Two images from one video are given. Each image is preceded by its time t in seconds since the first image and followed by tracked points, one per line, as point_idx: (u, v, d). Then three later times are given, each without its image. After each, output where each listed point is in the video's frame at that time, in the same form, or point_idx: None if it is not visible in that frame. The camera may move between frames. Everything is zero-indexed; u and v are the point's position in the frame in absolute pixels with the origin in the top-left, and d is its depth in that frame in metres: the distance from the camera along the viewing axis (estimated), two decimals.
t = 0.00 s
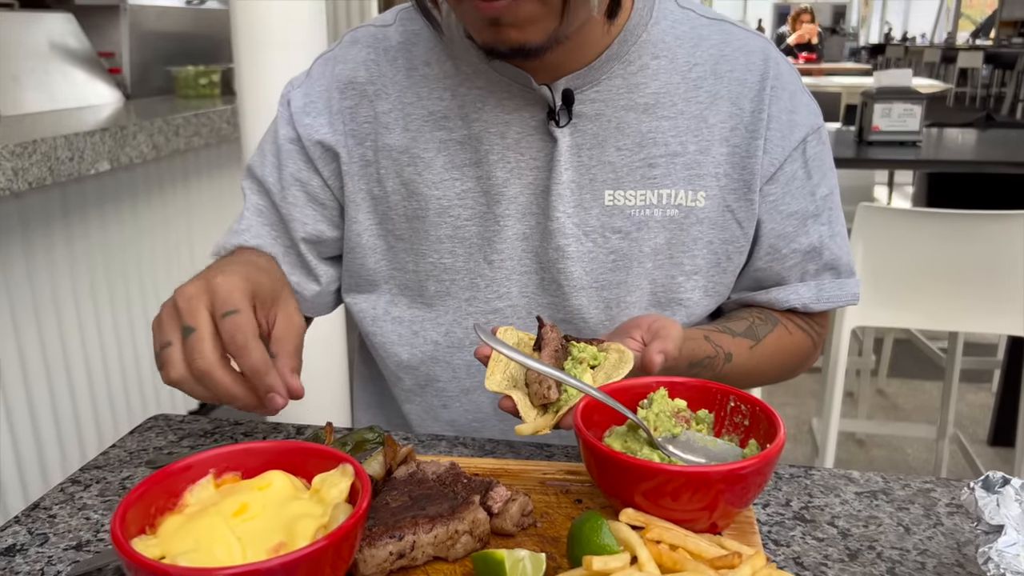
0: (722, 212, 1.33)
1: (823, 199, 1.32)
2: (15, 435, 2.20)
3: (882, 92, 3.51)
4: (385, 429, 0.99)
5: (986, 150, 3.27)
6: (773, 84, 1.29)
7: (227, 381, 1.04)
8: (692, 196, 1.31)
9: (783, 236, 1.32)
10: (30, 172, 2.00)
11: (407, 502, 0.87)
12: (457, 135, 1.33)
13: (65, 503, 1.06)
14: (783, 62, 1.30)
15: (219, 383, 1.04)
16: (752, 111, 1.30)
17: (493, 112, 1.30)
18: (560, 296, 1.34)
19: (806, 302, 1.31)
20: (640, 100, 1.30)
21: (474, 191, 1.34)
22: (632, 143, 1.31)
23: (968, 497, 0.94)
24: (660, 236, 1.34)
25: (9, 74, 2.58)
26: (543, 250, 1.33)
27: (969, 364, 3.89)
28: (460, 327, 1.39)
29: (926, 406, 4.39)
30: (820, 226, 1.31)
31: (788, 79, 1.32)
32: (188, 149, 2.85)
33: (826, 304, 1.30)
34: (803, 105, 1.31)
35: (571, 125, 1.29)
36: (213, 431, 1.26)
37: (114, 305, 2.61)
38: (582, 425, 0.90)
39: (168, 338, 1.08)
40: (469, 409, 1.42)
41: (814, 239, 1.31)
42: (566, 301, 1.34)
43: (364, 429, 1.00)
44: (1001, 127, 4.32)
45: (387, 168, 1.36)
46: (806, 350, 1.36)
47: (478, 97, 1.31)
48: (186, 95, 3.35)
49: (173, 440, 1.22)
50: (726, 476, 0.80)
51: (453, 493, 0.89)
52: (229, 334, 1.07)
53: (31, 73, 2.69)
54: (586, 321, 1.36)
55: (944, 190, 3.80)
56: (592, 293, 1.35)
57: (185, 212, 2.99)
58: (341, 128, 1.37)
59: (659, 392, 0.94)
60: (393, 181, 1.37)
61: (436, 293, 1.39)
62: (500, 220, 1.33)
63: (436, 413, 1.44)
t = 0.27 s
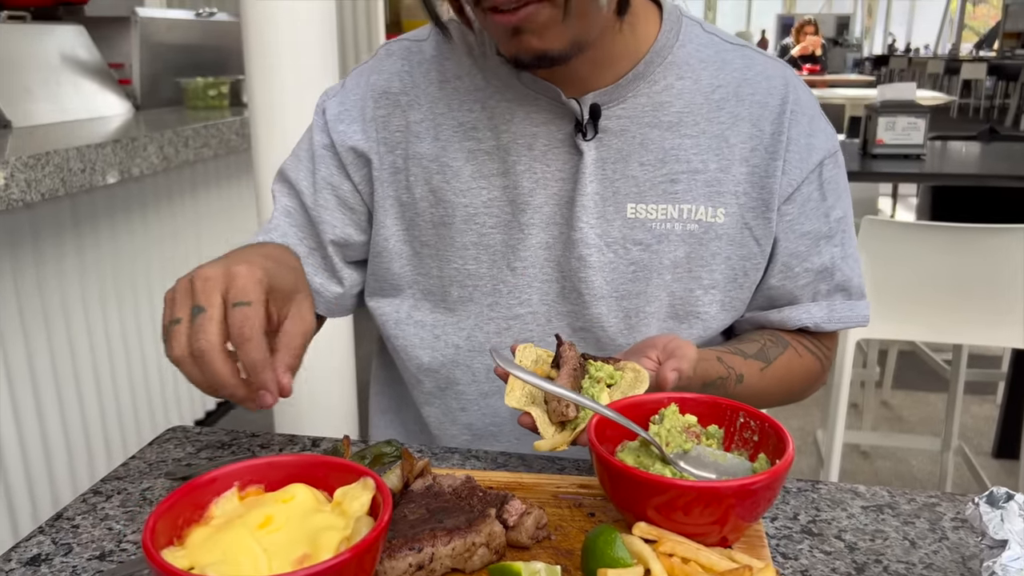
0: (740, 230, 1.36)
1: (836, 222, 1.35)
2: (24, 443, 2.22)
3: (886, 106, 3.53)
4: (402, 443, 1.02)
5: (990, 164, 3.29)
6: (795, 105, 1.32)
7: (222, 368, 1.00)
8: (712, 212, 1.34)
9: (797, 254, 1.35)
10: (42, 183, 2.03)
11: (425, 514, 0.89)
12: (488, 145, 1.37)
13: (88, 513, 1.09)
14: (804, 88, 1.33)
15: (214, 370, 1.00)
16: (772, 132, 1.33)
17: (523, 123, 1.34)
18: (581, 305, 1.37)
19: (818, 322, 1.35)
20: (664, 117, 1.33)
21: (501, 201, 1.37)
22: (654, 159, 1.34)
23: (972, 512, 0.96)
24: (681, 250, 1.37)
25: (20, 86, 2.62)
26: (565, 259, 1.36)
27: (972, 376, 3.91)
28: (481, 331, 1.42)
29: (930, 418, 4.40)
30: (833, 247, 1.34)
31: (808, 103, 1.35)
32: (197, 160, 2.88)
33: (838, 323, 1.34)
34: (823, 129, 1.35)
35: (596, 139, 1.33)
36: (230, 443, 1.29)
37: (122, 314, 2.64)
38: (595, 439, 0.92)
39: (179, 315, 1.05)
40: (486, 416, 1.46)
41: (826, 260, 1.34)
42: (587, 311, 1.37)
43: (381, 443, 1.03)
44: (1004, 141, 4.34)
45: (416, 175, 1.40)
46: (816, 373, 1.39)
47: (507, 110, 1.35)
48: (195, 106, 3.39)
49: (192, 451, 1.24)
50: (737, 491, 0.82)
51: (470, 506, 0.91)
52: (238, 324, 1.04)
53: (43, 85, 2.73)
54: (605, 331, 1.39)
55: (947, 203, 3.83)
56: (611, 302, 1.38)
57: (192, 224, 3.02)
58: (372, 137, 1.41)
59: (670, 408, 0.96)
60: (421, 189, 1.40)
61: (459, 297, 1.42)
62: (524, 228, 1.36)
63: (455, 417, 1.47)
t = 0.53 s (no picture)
0: (760, 242, 1.54)
1: (852, 241, 1.52)
2: (34, 448, 2.25)
3: (890, 115, 3.56)
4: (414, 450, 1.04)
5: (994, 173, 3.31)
6: (816, 128, 1.51)
7: (171, 484, 1.06)
8: (733, 224, 1.52)
9: (813, 270, 1.53)
10: (53, 191, 2.06)
11: (436, 519, 0.91)
12: (518, 148, 1.57)
13: (105, 518, 1.11)
14: (825, 112, 1.52)
15: (163, 485, 1.06)
16: (794, 151, 1.51)
17: (554, 130, 1.54)
18: (601, 306, 1.56)
19: (832, 337, 1.51)
20: (691, 132, 1.53)
21: (529, 202, 1.57)
22: (679, 169, 1.53)
23: (971, 519, 0.98)
24: (700, 258, 1.55)
25: (32, 93, 2.66)
26: (588, 261, 1.55)
27: (977, 384, 3.92)
28: (503, 326, 1.60)
29: (935, 426, 4.40)
30: (849, 265, 1.52)
31: (829, 128, 1.54)
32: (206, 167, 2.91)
33: (852, 340, 1.50)
34: (842, 155, 1.53)
35: (623, 148, 1.52)
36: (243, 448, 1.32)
37: (131, 320, 2.67)
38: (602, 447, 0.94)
39: (129, 426, 1.10)
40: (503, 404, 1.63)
41: (842, 276, 1.51)
42: (607, 312, 1.55)
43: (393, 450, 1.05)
44: (1009, 150, 4.36)
45: (448, 175, 1.59)
46: (822, 392, 1.54)
47: (540, 119, 1.55)
48: (204, 114, 3.43)
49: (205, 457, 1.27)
50: (740, 499, 0.84)
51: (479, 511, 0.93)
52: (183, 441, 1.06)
53: (53, 93, 2.77)
54: (623, 334, 1.57)
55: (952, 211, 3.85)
56: (631, 304, 1.56)
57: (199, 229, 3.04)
58: (404, 140, 1.61)
59: (676, 417, 0.98)
60: (452, 189, 1.59)
61: (483, 293, 1.61)
62: (552, 230, 1.56)
63: (472, 409, 1.66)
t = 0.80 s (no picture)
0: (775, 241, 1.53)
1: (867, 244, 1.51)
2: (41, 448, 2.25)
3: (898, 115, 3.55)
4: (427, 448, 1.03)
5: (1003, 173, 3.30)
6: (834, 128, 1.50)
7: (207, 307, 1.09)
8: (748, 222, 1.52)
9: (827, 271, 1.52)
10: (61, 191, 2.06)
11: (451, 517, 0.90)
12: (535, 141, 1.57)
13: (116, 516, 1.11)
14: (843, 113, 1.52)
15: (199, 313, 1.09)
16: (812, 150, 1.50)
17: (573, 121, 1.55)
18: (614, 300, 1.55)
19: (845, 339, 1.48)
20: (708, 127, 1.52)
21: (544, 194, 1.57)
22: (696, 166, 1.52)
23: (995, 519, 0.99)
24: (714, 255, 1.53)
25: (40, 94, 2.66)
26: (602, 254, 1.54)
27: (985, 385, 3.90)
28: (514, 317, 1.59)
29: (942, 427, 4.39)
30: (863, 268, 1.51)
31: (847, 129, 1.53)
32: (212, 167, 2.91)
33: (865, 343, 1.48)
34: (860, 156, 1.52)
35: (641, 141, 1.52)
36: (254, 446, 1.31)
37: (137, 319, 2.66)
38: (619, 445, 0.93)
39: (171, 267, 1.15)
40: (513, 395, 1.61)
41: (856, 279, 1.50)
42: (620, 306, 1.54)
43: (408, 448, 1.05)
44: (1017, 150, 4.35)
45: (466, 165, 1.60)
46: (834, 394, 1.52)
47: (560, 109, 1.56)
48: (210, 115, 3.43)
49: (216, 455, 1.26)
50: (760, 496, 0.83)
51: (495, 509, 0.92)
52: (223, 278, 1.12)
53: (60, 93, 2.77)
54: (635, 328, 1.56)
55: (960, 212, 3.83)
56: (644, 298, 1.55)
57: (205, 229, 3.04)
58: (425, 130, 1.62)
59: (692, 415, 0.97)
60: (469, 179, 1.60)
61: (497, 283, 1.60)
62: (566, 221, 1.55)
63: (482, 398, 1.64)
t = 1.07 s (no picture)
0: (803, 234, 1.46)
1: (899, 237, 1.43)
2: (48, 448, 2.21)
3: (913, 107, 3.48)
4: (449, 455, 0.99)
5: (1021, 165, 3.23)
6: (864, 117, 1.44)
7: (190, 271, 1.10)
8: (775, 215, 1.45)
9: (857, 265, 1.44)
10: (66, 186, 2.01)
11: (478, 530, 0.85)
12: (554, 130, 1.52)
13: (123, 525, 1.06)
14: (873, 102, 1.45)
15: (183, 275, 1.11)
16: (840, 141, 1.43)
17: (592, 110, 1.50)
18: (636, 296, 1.49)
19: (875, 337, 1.41)
20: (733, 117, 1.46)
21: (562, 184, 1.51)
22: (720, 157, 1.46)
23: None
24: (740, 248, 1.46)
25: (44, 88, 2.62)
26: (624, 248, 1.49)
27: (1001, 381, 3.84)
28: (533, 312, 1.53)
29: (955, 423, 4.32)
30: (894, 263, 1.42)
31: (878, 118, 1.46)
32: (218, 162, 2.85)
33: (894, 341, 1.40)
34: (891, 147, 1.45)
35: (663, 132, 1.47)
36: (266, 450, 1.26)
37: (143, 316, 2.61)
38: (656, 452, 0.88)
39: (150, 221, 1.14)
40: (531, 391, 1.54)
41: (886, 274, 1.42)
42: (642, 303, 1.48)
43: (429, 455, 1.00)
44: None
45: (482, 152, 1.55)
46: (863, 394, 1.44)
47: (579, 96, 1.50)
48: (215, 109, 3.38)
49: (227, 460, 1.21)
50: (810, 509, 0.77)
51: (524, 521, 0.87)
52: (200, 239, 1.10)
53: (65, 88, 2.72)
54: (657, 324, 1.49)
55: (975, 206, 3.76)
56: (667, 294, 1.49)
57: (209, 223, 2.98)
58: (438, 113, 1.57)
59: (731, 420, 0.91)
60: (485, 167, 1.55)
61: (511, 276, 1.54)
62: (585, 213, 1.50)
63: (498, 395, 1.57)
